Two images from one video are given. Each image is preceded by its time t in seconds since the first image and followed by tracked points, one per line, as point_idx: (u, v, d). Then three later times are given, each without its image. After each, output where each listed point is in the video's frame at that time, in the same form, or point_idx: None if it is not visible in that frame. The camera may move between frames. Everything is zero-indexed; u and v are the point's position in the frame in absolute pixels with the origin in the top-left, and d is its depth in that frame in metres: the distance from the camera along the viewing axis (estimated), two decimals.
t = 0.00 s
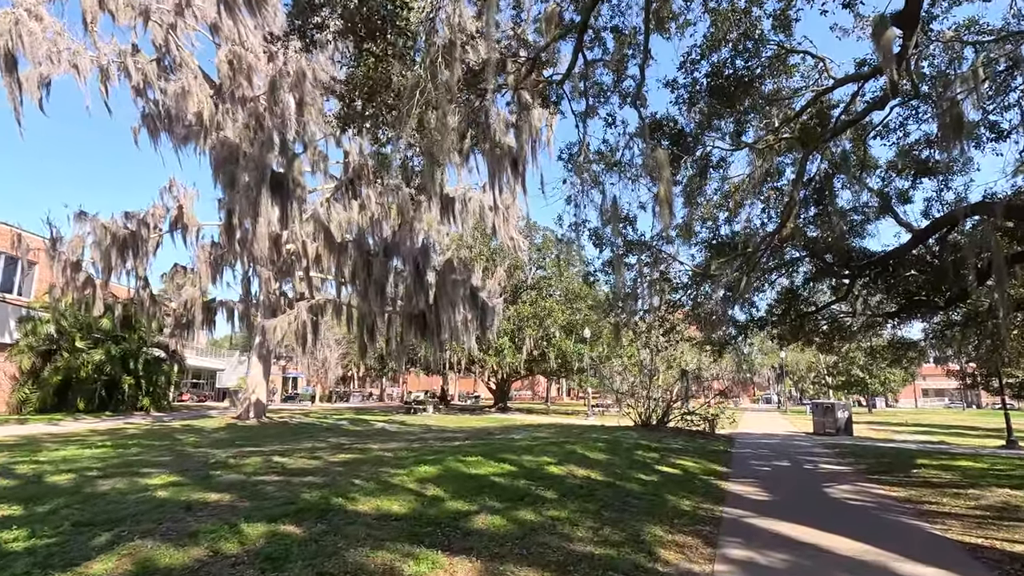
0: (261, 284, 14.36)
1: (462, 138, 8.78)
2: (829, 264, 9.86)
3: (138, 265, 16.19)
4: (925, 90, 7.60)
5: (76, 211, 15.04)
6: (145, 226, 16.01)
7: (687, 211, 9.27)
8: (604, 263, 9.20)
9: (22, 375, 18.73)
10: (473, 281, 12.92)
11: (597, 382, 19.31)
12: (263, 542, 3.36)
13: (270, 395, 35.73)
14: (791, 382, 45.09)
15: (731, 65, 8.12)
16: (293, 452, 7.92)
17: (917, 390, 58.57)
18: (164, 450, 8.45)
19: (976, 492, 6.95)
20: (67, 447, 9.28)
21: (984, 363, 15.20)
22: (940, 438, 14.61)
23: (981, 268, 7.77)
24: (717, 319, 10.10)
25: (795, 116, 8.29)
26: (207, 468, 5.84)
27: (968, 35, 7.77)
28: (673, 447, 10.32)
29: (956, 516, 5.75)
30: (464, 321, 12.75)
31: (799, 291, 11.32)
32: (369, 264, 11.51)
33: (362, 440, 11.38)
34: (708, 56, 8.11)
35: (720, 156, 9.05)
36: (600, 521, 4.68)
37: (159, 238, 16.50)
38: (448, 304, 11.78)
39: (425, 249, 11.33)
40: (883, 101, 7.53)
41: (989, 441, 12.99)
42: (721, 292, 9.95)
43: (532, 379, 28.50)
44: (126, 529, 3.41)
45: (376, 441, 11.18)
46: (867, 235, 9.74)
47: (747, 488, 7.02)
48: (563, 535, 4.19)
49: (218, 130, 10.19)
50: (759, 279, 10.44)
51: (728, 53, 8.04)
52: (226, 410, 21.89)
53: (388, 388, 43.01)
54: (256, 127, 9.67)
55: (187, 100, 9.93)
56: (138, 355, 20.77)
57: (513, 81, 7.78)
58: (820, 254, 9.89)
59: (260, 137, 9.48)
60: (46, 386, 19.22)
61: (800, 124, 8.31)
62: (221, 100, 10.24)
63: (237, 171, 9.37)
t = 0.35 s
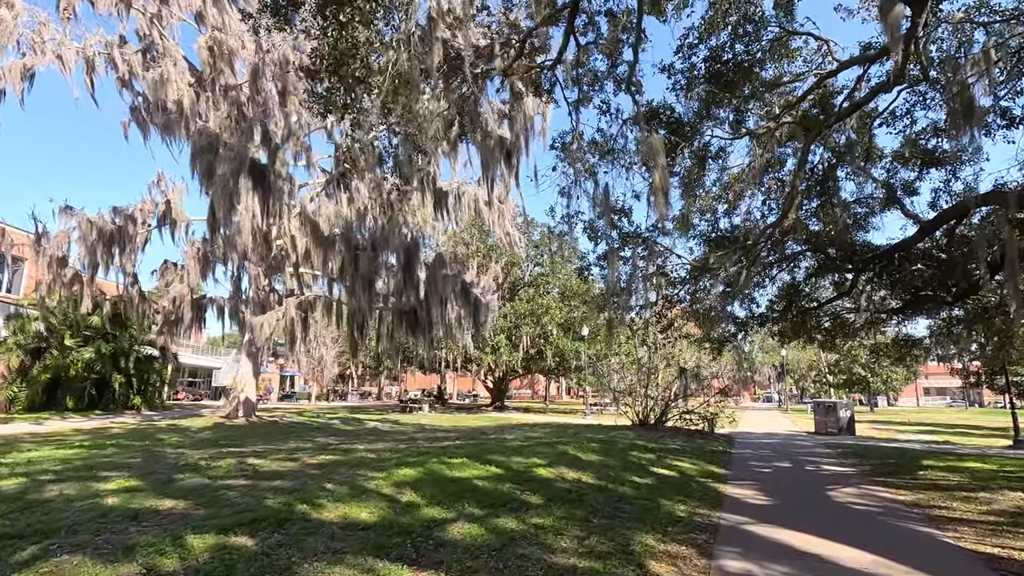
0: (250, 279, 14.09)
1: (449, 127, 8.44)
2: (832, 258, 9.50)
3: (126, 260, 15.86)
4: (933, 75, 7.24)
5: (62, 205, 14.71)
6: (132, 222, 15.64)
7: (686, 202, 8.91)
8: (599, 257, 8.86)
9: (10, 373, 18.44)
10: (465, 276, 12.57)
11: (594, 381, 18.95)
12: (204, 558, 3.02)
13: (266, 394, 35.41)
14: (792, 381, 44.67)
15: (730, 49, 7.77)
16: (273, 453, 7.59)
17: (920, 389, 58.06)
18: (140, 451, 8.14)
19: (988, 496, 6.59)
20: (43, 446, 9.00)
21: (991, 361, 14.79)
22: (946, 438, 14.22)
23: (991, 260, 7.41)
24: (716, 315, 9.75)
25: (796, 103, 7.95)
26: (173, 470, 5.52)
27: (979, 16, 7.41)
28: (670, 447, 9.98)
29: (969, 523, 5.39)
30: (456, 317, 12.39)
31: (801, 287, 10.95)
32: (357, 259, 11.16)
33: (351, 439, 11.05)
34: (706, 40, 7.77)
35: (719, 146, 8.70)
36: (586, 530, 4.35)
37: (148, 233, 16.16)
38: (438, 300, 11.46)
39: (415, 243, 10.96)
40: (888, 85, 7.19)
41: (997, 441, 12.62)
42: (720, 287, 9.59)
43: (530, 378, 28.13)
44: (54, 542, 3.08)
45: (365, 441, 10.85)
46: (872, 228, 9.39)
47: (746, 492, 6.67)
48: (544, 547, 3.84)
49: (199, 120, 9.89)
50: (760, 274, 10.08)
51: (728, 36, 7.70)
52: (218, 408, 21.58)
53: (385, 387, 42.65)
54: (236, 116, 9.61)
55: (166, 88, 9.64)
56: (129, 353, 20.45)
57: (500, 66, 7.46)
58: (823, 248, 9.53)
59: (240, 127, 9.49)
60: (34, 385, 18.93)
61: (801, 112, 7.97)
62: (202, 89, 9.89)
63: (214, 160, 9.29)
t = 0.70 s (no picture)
0: (241, 278, 13.79)
1: (439, 116, 8.11)
2: (839, 252, 9.12)
3: (118, 258, 15.60)
4: (946, 58, 6.86)
5: (51, 202, 14.44)
6: (123, 219, 15.40)
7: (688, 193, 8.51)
8: (596, 251, 8.50)
9: (3, 373, 18.24)
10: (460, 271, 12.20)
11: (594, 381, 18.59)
12: None
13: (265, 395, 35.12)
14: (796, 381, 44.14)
15: (733, 32, 7.42)
16: (255, 457, 7.28)
17: (926, 389, 57.57)
18: (119, 453, 7.85)
19: (1008, 502, 6.19)
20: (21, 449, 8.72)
21: (1003, 360, 14.34)
22: (958, 440, 13.78)
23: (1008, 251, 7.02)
24: (719, 312, 9.39)
25: (801, 88, 7.57)
26: (140, 475, 5.21)
27: None
28: (672, 449, 9.63)
29: (992, 533, 4.99)
30: (451, 315, 12.04)
31: (805, 283, 10.56)
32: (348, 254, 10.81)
33: (342, 441, 10.72)
34: (707, 23, 7.42)
35: (721, 136, 8.32)
36: (576, 541, 4.00)
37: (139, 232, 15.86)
38: (431, 297, 11.12)
39: (407, 238, 10.64)
40: (900, 68, 6.79)
41: (1011, 442, 12.19)
42: (722, 284, 9.23)
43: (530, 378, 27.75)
44: None
45: (356, 442, 10.53)
46: (880, 220, 9.00)
47: (749, 497, 6.31)
48: (527, 562, 3.50)
49: (183, 111, 9.62)
50: (764, 270, 9.72)
51: (729, 19, 7.34)
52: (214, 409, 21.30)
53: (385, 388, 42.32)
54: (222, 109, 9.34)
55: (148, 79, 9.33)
56: (124, 353, 20.12)
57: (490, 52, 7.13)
58: (830, 241, 9.11)
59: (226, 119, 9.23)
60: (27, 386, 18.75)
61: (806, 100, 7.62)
62: (186, 80, 9.57)
63: (197, 154, 9.04)
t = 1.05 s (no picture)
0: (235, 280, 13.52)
1: (431, 112, 7.76)
2: (850, 252, 8.71)
3: (112, 261, 15.36)
4: (965, 45, 6.46)
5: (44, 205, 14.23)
6: (117, 222, 15.17)
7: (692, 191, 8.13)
8: (595, 251, 8.14)
9: None
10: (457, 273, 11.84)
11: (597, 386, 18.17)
12: None
13: (266, 400, 34.83)
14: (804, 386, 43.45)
15: (737, 21, 7.06)
16: (237, 467, 6.95)
17: (937, 394, 56.67)
18: (97, 462, 7.54)
19: None
20: None
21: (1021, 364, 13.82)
22: (974, 447, 13.25)
23: None
24: (724, 315, 9.00)
25: (810, 79, 7.18)
26: (104, 488, 4.90)
27: None
28: (676, 458, 9.22)
29: None
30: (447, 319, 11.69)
31: (815, 285, 10.14)
32: (341, 256, 10.49)
33: (334, 449, 10.36)
34: (710, 12, 7.05)
35: (726, 132, 7.93)
36: (567, 566, 3.62)
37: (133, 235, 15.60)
38: (427, 300, 10.80)
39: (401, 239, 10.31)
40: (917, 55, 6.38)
41: None
42: (728, 286, 8.85)
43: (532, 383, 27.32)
44: None
45: (348, 450, 10.18)
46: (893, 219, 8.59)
47: (758, 512, 5.90)
48: None
49: (169, 109, 9.31)
50: (771, 271, 9.34)
51: (734, 7, 6.98)
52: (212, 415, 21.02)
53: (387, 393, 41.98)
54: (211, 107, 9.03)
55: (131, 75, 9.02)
56: (121, 358, 19.87)
57: (482, 44, 6.77)
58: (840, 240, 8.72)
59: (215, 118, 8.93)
60: (23, 391, 18.53)
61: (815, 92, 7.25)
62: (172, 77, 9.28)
63: (184, 153, 8.67)
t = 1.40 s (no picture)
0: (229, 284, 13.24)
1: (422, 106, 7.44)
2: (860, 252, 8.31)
3: (106, 265, 15.14)
4: (983, 30, 6.08)
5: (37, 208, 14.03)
6: (110, 226, 14.93)
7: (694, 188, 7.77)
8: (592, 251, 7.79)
9: None
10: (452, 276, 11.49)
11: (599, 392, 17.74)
12: None
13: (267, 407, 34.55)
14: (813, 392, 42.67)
15: (741, 8, 6.71)
16: (215, 478, 6.62)
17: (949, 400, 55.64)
18: (71, 473, 7.22)
19: None
20: None
21: None
22: (993, 456, 12.70)
23: None
24: (729, 318, 8.61)
25: (816, 69, 6.83)
26: (62, 503, 4.60)
27: None
28: (679, 468, 8.81)
29: None
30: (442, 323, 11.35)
31: (823, 287, 9.72)
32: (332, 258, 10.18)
33: (324, 458, 10.00)
34: None
35: (730, 125, 7.57)
36: None
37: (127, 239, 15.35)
38: (421, 304, 10.48)
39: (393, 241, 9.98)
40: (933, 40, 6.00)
41: None
42: (731, 287, 8.47)
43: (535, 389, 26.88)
44: None
45: (338, 459, 9.82)
46: (906, 216, 8.18)
47: (767, 528, 5.49)
48: None
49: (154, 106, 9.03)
50: (777, 272, 8.95)
51: None
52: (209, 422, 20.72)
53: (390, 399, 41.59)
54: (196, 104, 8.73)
55: (115, 71, 8.75)
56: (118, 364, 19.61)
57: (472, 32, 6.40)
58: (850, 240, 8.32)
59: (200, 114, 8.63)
60: (19, 398, 18.31)
61: (823, 83, 6.87)
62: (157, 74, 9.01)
63: (168, 150, 8.30)
